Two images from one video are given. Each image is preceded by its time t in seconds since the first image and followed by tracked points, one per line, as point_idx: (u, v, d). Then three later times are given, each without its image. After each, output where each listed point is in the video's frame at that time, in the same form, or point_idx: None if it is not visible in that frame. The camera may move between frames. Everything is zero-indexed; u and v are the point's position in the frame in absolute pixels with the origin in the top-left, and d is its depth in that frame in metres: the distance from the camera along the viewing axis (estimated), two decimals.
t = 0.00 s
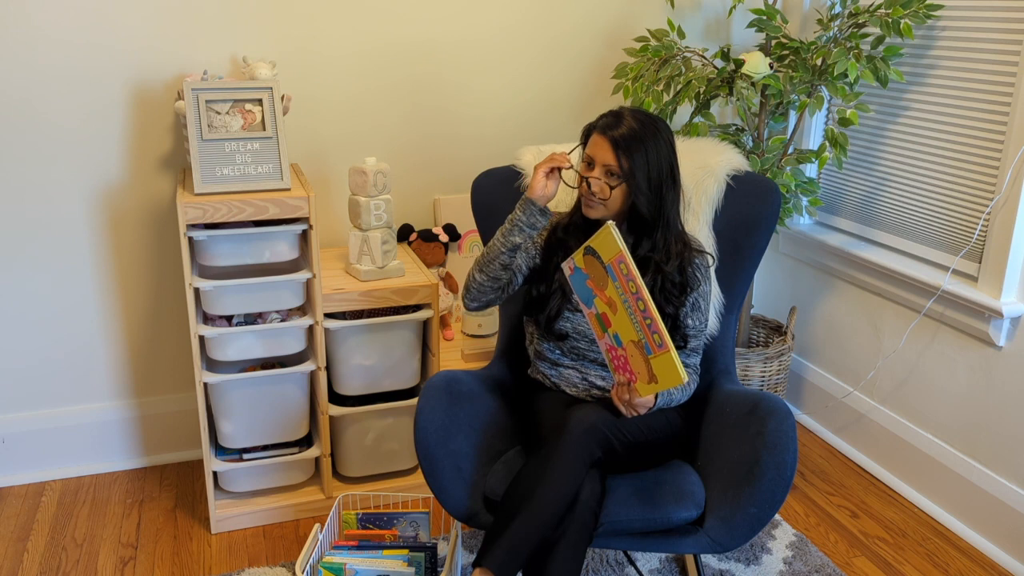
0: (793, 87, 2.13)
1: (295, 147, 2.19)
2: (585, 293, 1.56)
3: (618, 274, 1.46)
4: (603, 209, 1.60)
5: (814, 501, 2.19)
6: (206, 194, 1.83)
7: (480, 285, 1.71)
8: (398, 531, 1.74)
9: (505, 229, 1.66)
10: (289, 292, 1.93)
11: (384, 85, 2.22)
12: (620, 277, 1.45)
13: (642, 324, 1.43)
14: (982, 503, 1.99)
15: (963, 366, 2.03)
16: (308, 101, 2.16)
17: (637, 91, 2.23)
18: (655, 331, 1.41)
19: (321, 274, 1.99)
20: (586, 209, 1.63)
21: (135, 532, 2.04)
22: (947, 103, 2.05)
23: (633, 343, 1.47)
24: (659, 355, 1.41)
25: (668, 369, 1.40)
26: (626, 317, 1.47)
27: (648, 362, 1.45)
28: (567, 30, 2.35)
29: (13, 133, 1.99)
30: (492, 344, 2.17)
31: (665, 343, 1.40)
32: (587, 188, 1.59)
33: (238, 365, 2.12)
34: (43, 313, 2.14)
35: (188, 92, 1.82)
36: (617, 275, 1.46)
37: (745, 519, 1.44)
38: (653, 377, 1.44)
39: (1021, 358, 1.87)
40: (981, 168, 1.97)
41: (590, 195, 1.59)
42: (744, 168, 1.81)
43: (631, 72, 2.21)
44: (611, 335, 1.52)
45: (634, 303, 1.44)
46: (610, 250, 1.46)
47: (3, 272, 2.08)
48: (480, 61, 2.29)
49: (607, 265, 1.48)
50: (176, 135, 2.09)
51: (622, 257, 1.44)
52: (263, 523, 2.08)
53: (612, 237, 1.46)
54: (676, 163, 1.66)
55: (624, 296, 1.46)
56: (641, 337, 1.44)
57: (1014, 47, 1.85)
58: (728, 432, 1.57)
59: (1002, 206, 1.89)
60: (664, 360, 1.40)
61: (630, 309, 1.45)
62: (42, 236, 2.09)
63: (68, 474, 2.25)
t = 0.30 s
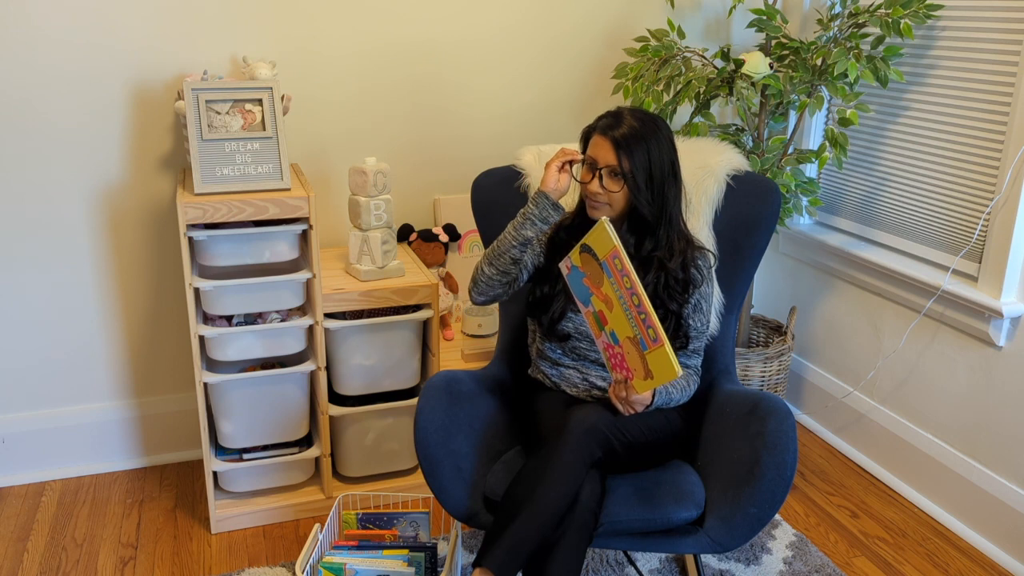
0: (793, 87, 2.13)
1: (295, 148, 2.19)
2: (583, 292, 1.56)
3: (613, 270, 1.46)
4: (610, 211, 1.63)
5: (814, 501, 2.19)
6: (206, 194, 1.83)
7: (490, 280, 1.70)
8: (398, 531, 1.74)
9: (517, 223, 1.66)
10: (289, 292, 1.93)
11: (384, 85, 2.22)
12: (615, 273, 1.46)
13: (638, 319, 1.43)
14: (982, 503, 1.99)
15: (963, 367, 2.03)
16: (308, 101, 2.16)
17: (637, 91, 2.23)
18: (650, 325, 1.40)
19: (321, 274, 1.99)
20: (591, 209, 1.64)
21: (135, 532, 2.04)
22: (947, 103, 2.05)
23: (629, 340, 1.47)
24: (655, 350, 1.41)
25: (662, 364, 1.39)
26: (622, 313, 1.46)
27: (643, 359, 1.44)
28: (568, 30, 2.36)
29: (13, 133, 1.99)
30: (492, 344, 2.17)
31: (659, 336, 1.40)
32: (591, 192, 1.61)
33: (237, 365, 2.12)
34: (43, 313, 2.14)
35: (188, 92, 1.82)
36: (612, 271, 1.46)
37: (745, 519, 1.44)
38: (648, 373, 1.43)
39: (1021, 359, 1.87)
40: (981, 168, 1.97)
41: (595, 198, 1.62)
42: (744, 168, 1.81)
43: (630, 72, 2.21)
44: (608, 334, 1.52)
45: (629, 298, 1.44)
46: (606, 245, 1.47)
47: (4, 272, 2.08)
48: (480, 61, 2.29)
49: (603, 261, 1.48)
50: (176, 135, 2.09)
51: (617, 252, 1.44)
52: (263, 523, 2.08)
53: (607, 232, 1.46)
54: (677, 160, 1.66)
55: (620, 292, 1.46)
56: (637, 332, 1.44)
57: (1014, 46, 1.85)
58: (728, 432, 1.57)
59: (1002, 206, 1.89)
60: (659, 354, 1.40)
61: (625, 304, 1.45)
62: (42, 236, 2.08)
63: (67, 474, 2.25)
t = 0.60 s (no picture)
0: (793, 87, 2.13)
1: (295, 148, 2.19)
2: (569, 296, 1.55)
3: (603, 264, 1.46)
4: (621, 205, 1.60)
5: (814, 500, 2.19)
6: (206, 194, 1.83)
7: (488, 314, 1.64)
8: (398, 531, 1.74)
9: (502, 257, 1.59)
10: (289, 292, 1.93)
11: (384, 85, 2.22)
12: (605, 268, 1.46)
13: (636, 308, 1.43)
14: (981, 502, 1.99)
15: (963, 367, 2.03)
16: (308, 101, 2.16)
17: (637, 91, 2.23)
18: (650, 310, 1.40)
19: (321, 274, 1.99)
20: (601, 203, 1.60)
21: (135, 532, 2.04)
22: (947, 103, 2.05)
23: (626, 331, 1.46)
24: (654, 334, 1.41)
25: (666, 346, 1.39)
26: (616, 306, 1.46)
27: (642, 346, 1.44)
28: (568, 30, 2.36)
29: (14, 133, 1.99)
30: (492, 344, 2.17)
31: (659, 318, 1.39)
32: (608, 181, 1.58)
33: (237, 365, 2.12)
34: (43, 313, 2.14)
35: (188, 92, 1.82)
36: (601, 266, 1.47)
37: (745, 518, 1.44)
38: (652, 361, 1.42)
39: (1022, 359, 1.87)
40: (981, 168, 1.97)
41: (611, 188, 1.58)
42: (744, 168, 1.81)
43: (630, 72, 2.21)
44: (601, 331, 1.51)
45: (623, 290, 1.44)
46: (592, 242, 1.47)
47: (4, 272, 2.08)
48: (479, 61, 2.29)
49: (590, 257, 1.48)
50: (176, 135, 2.09)
51: (605, 247, 1.45)
52: (263, 523, 2.08)
53: (592, 229, 1.47)
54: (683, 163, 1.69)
55: (612, 285, 1.46)
56: (636, 321, 1.43)
57: (1014, 46, 1.85)
58: (727, 432, 1.57)
59: (1002, 206, 1.89)
60: (662, 336, 1.39)
61: (618, 297, 1.45)
62: (41, 235, 2.08)
63: (67, 474, 2.25)
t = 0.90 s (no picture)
0: (793, 87, 2.13)
1: (295, 148, 2.19)
2: (542, 305, 1.58)
3: (561, 228, 1.53)
4: (646, 198, 1.62)
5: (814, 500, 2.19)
6: (206, 194, 1.83)
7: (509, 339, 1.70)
8: (398, 531, 1.74)
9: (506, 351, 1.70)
10: (289, 292, 1.93)
11: (384, 85, 2.21)
12: (567, 228, 1.53)
13: (614, 240, 1.51)
14: (981, 502, 1.99)
15: (963, 367, 2.03)
16: (308, 101, 2.16)
17: (637, 91, 2.23)
18: (624, 228, 1.50)
19: (321, 274, 1.99)
20: (623, 195, 1.62)
21: (135, 532, 2.04)
22: (947, 104, 2.05)
23: (616, 275, 1.53)
24: (643, 246, 1.50)
25: (658, 238, 1.49)
26: (591, 259, 1.53)
27: (637, 271, 1.51)
28: (568, 30, 2.35)
29: (14, 132, 1.99)
30: (493, 345, 2.17)
31: (639, 224, 1.49)
32: (633, 171, 1.60)
33: (237, 365, 2.12)
34: (43, 312, 2.14)
35: (188, 92, 1.81)
36: (562, 231, 1.53)
37: (745, 518, 1.44)
38: (652, 272, 1.51)
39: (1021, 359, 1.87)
40: (981, 169, 1.97)
41: (637, 177, 1.60)
42: (744, 168, 1.81)
43: (631, 72, 2.21)
44: (590, 307, 1.55)
45: (594, 234, 1.52)
46: (540, 219, 1.54)
47: (4, 272, 2.08)
48: (479, 61, 2.29)
49: (547, 238, 1.54)
50: (176, 135, 2.09)
51: (553, 206, 1.52)
52: (263, 523, 2.08)
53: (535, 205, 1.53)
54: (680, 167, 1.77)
55: (580, 238, 1.53)
56: (620, 253, 1.51)
57: (1014, 46, 1.85)
58: (728, 432, 1.57)
59: (1002, 206, 1.89)
60: (650, 239, 1.49)
61: (591, 244, 1.52)
62: (41, 236, 2.08)
63: (67, 474, 2.25)
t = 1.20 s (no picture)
0: (793, 87, 2.13)
1: (295, 148, 2.19)
2: (524, 319, 1.57)
3: (517, 237, 1.56)
4: (649, 198, 1.63)
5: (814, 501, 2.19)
6: (206, 194, 1.83)
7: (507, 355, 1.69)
8: (398, 531, 1.74)
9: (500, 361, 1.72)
10: (289, 292, 1.93)
11: (384, 85, 2.21)
12: (522, 234, 1.56)
13: (567, 228, 1.57)
14: (981, 502, 1.99)
15: (963, 367, 2.03)
16: (308, 101, 2.16)
17: (637, 91, 2.23)
18: (571, 213, 1.57)
19: (321, 274, 1.99)
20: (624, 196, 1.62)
21: (135, 532, 2.04)
22: (947, 104, 2.05)
23: (580, 261, 1.57)
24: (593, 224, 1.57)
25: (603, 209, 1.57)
26: (553, 254, 1.56)
27: (597, 250, 1.56)
28: (568, 30, 2.36)
29: (14, 132, 1.99)
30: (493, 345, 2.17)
31: (583, 204, 1.57)
32: (634, 171, 1.61)
33: (237, 365, 2.12)
34: (44, 312, 2.14)
35: (188, 92, 1.82)
36: (519, 240, 1.56)
37: (745, 518, 1.44)
38: (610, 246, 1.57)
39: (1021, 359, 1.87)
40: (981, 168, 1.97)
41: (637, 177, 1.61)
42: (744, 168, 1.81)
43: (631, 72, 2.21)
44: (568, 303, 1.56)
45: (548, 229, 1.57)
46: (495, 236, 1.56)
47: (4, 272, 2.08)
48: (479, 61, 2.29)
49: (510, 249, 1.56)
50: (176, 135, 2.09)
51: (502, 217, 1.56)
52: (263, 523, 2.08)
53: (486, 223, 1.56)
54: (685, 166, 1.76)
55: (536, 240, 1.57)
56: (576, 238, 1.57)
57: (1014, 46, 1.85)
58: (728, 432, 1.57)
59: (1002, 206, 1.89)
60: (597, 215, 1.57)
61: (547, 241, 1.57)
62: (41, 236, 2.08)
63: (67, 474, 2.25)
